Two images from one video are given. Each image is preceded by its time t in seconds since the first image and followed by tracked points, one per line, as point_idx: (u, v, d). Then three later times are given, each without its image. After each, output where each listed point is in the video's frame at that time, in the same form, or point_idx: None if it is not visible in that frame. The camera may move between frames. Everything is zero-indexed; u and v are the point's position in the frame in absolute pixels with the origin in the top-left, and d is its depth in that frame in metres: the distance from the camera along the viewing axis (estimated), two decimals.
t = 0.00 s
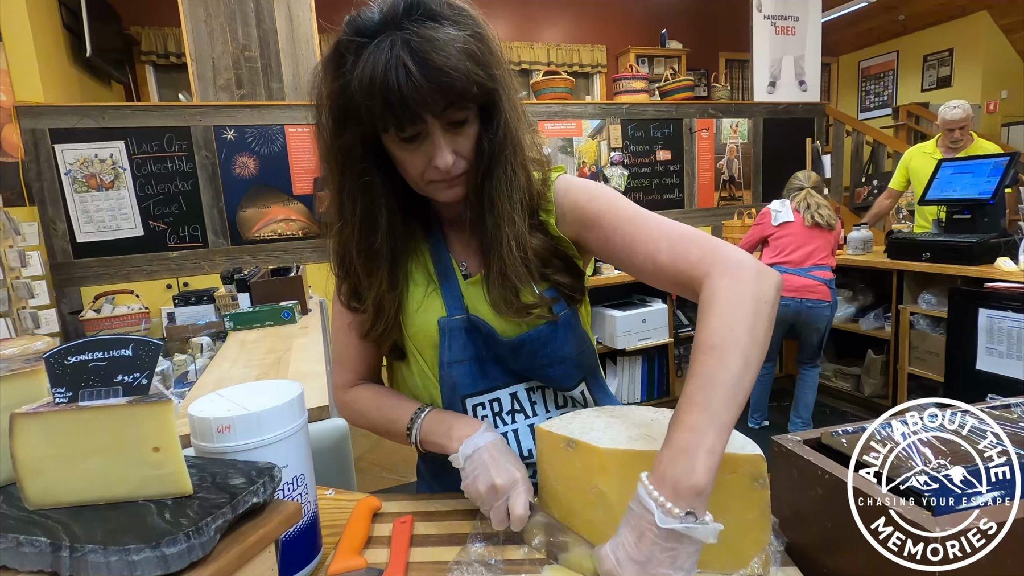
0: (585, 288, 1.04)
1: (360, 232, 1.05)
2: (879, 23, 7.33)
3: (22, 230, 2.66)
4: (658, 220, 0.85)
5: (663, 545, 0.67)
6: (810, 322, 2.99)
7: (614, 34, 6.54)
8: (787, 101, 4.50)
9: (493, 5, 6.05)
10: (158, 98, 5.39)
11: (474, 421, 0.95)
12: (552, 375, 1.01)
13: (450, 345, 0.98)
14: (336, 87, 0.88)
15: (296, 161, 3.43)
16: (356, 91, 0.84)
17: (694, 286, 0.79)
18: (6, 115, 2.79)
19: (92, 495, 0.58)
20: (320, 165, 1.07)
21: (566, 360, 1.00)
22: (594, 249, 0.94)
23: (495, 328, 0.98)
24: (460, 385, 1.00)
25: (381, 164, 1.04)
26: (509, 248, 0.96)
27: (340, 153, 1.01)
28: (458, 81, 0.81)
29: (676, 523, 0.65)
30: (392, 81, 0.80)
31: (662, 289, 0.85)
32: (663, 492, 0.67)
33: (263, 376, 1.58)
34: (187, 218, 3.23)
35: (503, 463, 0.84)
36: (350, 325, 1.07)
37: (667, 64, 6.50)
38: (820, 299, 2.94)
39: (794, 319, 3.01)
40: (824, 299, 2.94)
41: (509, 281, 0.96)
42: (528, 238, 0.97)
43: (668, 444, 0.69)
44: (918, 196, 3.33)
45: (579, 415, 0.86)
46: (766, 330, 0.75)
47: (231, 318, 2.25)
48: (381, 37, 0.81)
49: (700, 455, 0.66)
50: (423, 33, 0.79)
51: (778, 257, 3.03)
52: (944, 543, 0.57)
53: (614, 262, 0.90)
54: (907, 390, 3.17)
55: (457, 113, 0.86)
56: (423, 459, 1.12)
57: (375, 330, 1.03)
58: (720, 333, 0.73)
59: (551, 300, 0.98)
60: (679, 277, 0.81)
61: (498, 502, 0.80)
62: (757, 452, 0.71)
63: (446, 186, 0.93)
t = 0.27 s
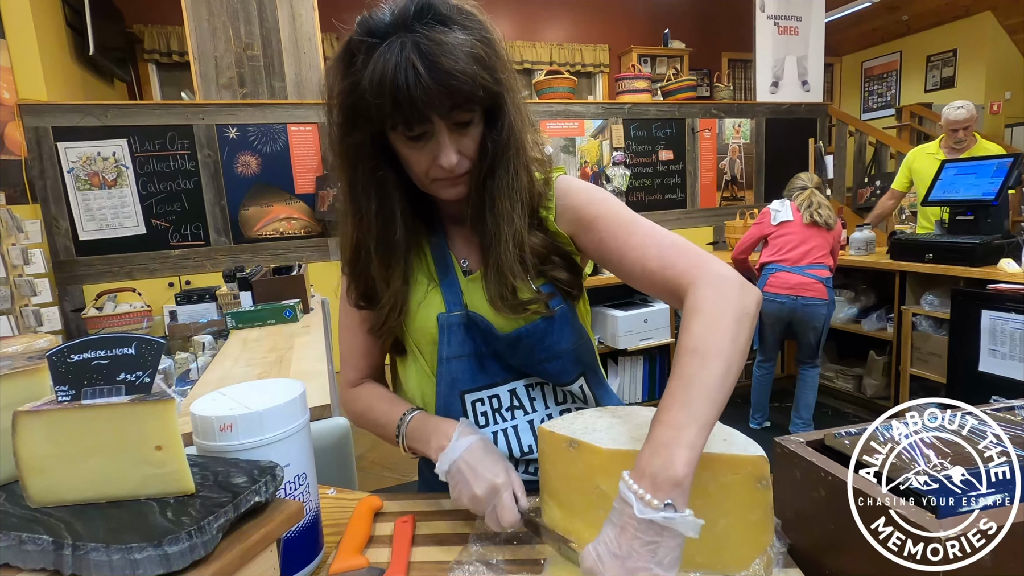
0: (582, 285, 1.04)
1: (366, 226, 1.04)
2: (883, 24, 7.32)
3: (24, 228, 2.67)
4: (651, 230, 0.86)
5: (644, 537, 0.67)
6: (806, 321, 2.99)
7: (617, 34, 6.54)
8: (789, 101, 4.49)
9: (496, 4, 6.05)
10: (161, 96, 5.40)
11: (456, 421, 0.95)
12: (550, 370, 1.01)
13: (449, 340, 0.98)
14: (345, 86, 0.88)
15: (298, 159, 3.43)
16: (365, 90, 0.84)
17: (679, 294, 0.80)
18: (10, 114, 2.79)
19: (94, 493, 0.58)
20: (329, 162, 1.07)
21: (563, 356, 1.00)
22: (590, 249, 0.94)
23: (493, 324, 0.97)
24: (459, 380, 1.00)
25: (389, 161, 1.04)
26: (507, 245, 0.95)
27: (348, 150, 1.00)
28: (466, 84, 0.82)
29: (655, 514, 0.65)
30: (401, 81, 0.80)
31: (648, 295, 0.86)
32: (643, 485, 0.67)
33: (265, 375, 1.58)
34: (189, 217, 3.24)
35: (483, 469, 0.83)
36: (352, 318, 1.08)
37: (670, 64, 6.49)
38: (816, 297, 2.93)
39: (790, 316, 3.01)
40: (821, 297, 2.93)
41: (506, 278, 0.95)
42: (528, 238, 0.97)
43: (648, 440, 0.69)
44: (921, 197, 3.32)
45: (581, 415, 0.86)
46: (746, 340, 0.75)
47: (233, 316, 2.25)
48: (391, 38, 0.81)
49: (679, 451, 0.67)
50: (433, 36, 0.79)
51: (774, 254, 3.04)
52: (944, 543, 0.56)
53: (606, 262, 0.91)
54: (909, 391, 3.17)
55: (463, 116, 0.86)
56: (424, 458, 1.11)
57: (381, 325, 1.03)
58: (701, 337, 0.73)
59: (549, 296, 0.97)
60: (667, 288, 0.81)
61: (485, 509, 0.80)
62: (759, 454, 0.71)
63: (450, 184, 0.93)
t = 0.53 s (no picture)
0: (581, 284, 1.05)
1: (367, 230, 1.05)
2: (881, 26, 7.34)
3: (22, 228, 2.66)
4: (650, 229, 0.88)
5: (628, 502, 0.67)
6: (801, 321, 2.98)
7: (615, 36, 6.55)
8: (788, 103, 4.50)
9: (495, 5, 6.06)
10: (159, 97, 5.40)
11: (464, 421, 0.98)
12: (551, 370, 1.00)
13: (450, 343, 0.98)
14: (343, 89, 0.89)
15: (297, 160, 3.43)
16: (362, 92, 0.84)
17: (679, 286, 0.82)
18: (8, 114, 2.79)
19: (92, 495, 0.58)
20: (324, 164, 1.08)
21: (564, 356, 1.00)
22: (588, 248, 0.95)
23: (493, 325, 0.97)
24: (460, 383, 1.00)
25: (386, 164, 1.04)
26: (506, 245, 0.96)
27: (347, 152, 1.00)
28: (463, 84, 0.82)
29: (639, 478, 0.66)
30: (399, 82, 0.80)
31: (646, 289, 0.88)
32: (631, 453, 0.69)
33: (263, 376, 1.58)
34: (188, 218, 3.23)
35: (482, 459, 0.86)
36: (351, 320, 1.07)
37: (668, 66, 6.50)
38: (812, 298, 2.94)
39: (785, 316, 3.01)
40: (816, 298, 2.94)
41: (506, 279, 0.96)
42: (527, 237, 0.97)
43: (641, 412, 0.72)
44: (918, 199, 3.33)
45: (580, 417, 0.86)
46: (741, 331, 0.78)
47: (231, 317, 2.25)
48: (388, 40, 0.81)
49: (671, 422, 0.69)
50: (429, 38, 0.80)
51: (770, 254, 3.05)
52: (944, 543, 0.57)
53: (600, 258, 0.93)
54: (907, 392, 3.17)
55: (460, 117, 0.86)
56: (422, 459, 1.11)
57: (380, 315, 1.02)
58: (698, 321, 0.76)
59: (550, 297, 0.98)
60: (666, 280, 0.84)
61: (479, 498, 0.81)
62: (757, 455, 0.71)
63: (448, 185, 0.93)
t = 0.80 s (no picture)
0: (577, 284, 1.04)
1: (359, 229, 1.05)
2: (876, 25, 7.36)
3: (18, 230, 2.66)
4: (643, 231, 0.87)
5: (625, 523, 0.67)
6: (800, 318, 2.99)
7: (612, 35, 6.55)
8: (784, 102, 4.51)
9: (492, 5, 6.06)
10: (155, 98, 5.39)
11: (460, 425, 0.98)
12: (546, 372, 1.01)
13: (445, 345, 0.98)
14: (337, 88, 0.89)
15: (294, 160, 3.44)
16: (356, 90, 0.84)
17: (675, 290, 0.81)
18: (3, 116, 2.78)
19: (88, 496, 0.58)
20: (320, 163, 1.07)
21: (559, 357, 1.00)
22: (582, 250, 0.95)
23: (487, 327, 0.98)
24: (455, 385, 1.00)
25: (381, 163, 1.04)
26: (500, 246, 0.95)
27: (341, 152, 1.00)
28: (457, 83, 0.82)
29: (636, 499, 0.66)
30: (392, 81, 0.80)
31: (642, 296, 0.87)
32: (627, 472, 0.68)
33: (261, 376, 1.58)
34: (185, 219, 3.23)
35: (481, 468, 0.85)
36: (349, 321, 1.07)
37: (665, 65, 6.51)
38: (809, 295, 2.95)
39: (783, 315, 3.02)
40: (813, 296, 2.95)
41: (500, 282, 0.95)
42: (522, 237, 0.97)
43: (636, 430, 0.70)
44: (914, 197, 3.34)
45: (577, 415, 0.86)
46: (737, 338, 0.76)
47: (229, 318, 2.24)
48: (382, 38, 0.81)
49: (666, 439, 0.68)
50: (422, 36, 0.79)
51: (767, 253, 3.04)
52: (944, 543, 0.57)
53: (596, 261, 0.92)
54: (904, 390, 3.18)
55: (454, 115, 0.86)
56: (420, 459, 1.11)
57: (376, 323, 1.03)
58: (695, 332, 0.75)
59: (544, 298, 0.98)
60: (661, 285, 0.83)
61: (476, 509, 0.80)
62: (754, 452, 0.71)
63: (442, 185, 0.93)
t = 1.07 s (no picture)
0: (579, 280, 1.04)
1: (368, 220, 1.03)
2: (878, 25, 7.35)
3: (21, 230, 2.66)
4: (641, 232, 0.87)
5: (632, 532, 0.67)
6: (803, 317, 2.98)
7: (613, 35, 6.55)
8: (786, 101, 4.50)
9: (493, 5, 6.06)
10: (157, 97, 5.40)
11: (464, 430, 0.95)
12: (549, 366, 1.01)
13: (448, 339, 0.98)
14: (349, 79, 0.89)
15: (296, 160, 3.43)
16: (367, 79, 0.85)
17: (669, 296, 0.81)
18: (5, 115, 2.78)
19: (95, 495, 0.58)
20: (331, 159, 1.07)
21: (561, 351, 1.00)
22: (581, 246, 0.95)
23: (491, 320, 0.97)
24: (455, 379, 1.00)
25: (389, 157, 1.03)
26: (505, 238, 0.95)
27: (350, 142, 0.99)
28: (468, 70, 0.83)
29: (643, 507, 0.66)
30: (405, 67, 0.80)
31: (641, 296, 0.87)
32: (632, 482, 0.68)
33: (264, 376, 1.59)
34: (186, 218, 3.23)
35: (481, 476, 0.83)
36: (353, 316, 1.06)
37: (667, 65, 6.51)
38: (812, 294, 2.94)
39: (786, 315, 3.02)
40: (816, 295, 2.94)
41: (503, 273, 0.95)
42: (528, 229, 0.97)
43: (639, 440, 0.70)
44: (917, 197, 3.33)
45: (579, 415, 0.87)
46: (731, 341, 0.77)
47: (231, 318, 2.24)
48: (395, 27, 0.82)
49: (668, 449, 0.68)
50: (435, 24, 0.81)
51: (770, 253, 3.04)
52: (944, 543, 0.57)
53: (593, 259, 0.92)
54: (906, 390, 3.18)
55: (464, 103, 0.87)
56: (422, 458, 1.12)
57: (384, 316, 1.01)
58: (683, 338, 0.75)
59: (547, 292, 0.98)
60: (658, 288, 0.83)
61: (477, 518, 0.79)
62: (757, 451, 0.71)
63: (450, 175, 0.93)
